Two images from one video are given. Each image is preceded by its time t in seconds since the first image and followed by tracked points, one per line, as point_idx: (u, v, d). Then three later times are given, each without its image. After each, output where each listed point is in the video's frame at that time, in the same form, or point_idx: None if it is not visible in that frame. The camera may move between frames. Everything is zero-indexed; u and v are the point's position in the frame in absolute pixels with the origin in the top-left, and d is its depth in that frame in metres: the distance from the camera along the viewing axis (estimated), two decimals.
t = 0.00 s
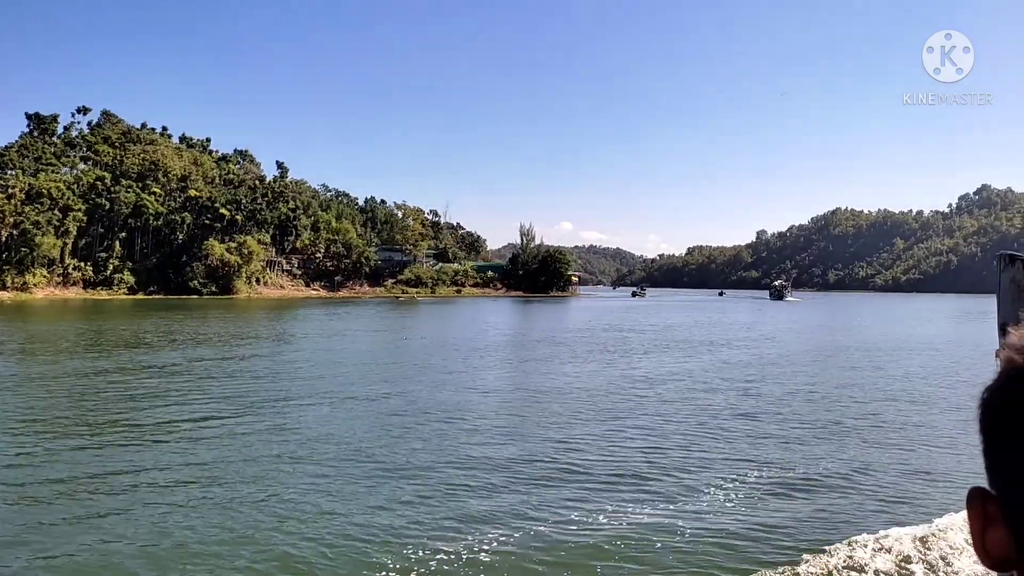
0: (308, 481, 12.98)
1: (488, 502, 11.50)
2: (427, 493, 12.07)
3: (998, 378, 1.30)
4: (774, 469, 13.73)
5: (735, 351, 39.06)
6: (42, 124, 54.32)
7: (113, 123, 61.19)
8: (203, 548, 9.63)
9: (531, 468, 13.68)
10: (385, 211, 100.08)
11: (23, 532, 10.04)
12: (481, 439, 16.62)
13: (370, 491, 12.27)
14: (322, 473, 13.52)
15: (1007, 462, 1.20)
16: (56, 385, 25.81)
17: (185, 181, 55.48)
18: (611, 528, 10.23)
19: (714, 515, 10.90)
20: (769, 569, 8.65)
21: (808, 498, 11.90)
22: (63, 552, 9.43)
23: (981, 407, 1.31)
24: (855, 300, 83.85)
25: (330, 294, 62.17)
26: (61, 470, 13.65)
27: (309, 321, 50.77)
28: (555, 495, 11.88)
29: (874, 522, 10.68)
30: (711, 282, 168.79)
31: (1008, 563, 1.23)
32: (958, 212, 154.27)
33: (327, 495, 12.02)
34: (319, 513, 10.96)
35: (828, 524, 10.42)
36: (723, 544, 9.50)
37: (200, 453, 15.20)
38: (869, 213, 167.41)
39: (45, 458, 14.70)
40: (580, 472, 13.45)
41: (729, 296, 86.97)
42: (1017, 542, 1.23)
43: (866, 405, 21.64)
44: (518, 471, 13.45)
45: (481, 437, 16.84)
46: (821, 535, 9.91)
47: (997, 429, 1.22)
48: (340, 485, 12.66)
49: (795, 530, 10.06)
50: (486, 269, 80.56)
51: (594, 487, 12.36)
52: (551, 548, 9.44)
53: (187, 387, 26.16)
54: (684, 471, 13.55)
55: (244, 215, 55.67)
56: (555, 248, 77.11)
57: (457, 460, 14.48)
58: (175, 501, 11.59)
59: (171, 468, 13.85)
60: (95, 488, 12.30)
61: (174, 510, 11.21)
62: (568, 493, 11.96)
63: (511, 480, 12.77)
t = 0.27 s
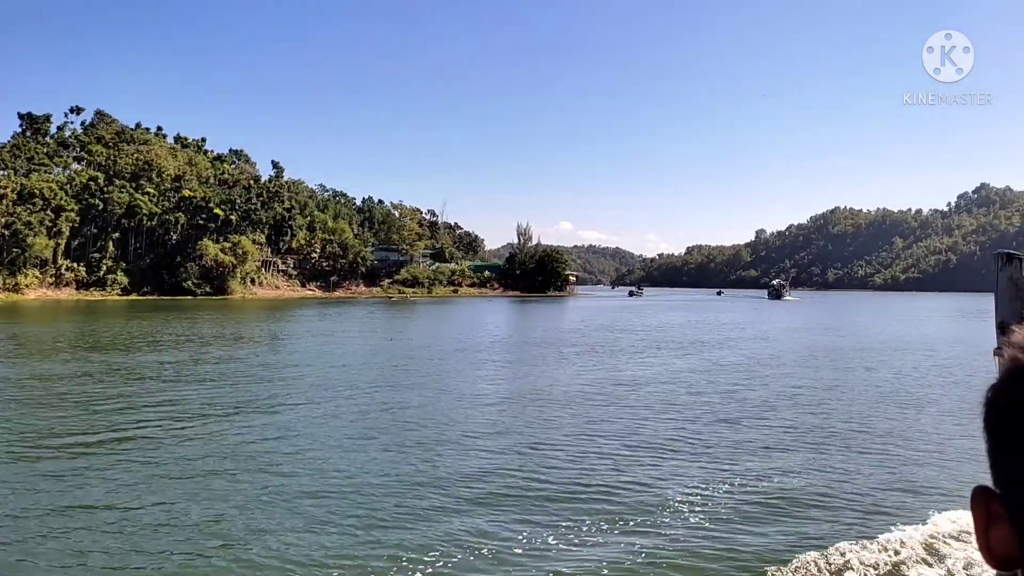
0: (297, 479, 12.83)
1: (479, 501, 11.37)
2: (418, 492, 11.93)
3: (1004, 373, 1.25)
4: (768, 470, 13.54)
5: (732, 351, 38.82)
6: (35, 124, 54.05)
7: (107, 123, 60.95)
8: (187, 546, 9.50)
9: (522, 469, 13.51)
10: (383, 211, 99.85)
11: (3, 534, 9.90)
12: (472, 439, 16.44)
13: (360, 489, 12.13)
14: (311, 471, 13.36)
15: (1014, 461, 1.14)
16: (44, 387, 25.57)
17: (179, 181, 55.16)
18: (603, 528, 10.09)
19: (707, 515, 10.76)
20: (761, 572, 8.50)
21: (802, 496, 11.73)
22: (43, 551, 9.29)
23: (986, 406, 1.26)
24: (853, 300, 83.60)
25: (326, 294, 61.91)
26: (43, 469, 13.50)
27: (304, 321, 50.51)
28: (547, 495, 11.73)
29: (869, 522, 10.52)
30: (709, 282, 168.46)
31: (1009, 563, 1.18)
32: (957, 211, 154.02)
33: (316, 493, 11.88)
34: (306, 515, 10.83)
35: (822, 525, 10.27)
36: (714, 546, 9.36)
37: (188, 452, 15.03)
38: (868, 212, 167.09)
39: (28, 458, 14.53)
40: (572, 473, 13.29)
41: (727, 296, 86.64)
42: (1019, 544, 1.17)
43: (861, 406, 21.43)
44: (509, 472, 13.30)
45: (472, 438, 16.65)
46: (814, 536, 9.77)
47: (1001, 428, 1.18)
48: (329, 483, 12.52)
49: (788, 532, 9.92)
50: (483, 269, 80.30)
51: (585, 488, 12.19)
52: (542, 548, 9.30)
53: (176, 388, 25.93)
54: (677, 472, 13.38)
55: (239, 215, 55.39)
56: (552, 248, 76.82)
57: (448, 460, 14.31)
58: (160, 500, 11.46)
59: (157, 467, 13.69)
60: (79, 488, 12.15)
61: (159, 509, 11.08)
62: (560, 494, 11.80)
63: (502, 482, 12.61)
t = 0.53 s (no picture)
0: (288, 471, 12.68)
1: (474, 487, 11.23)
2: (413, 478, 11.81)
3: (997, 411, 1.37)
4: (765, 462, 13.40)
5: (729, 350, 38.60)
6: (28, 125, 53.78)
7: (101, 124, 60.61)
8: (176, 530, 9.35)
9: (517, 458, 13.37)
10: (380, 212, 99.58)
11: None
12: (466, 435, 16.29)
13: (353, 477, 11.99)
14: (301, 463, 13.20)
15: (1013, 459, 1.24)
16: (33, 388, 25.37)
17: (173, 182, 54.89)
18: (602, 511, 9.96)
19: (705, 502, 10.63)
20: (761, 559, 8.37)
21: (800, 488, 11.61)
22: (29, 535, 9.17)
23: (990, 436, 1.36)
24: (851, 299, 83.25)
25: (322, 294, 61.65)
26: (30, 464, 13.38)
27: (299, 321, 50.24)
28: (543, 481, 11.60)
29: (868, 512, 10.39)
30: (708, 281, 167.97)
31: (1013, 561, 1.28)
32: (956, 209, 153.63)
33: (309, 481, 11.73)
34: (299, 499, 10.74)
35: (820, 516, 10.15)
36: (713, 533, 9.24)
37: (175, 450, 14.84)
38: (867, 211, 166.64)
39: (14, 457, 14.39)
40: (567, 463, 13.15)
41: (725, 295, 86.39)
42: (1020, 541, 1.28)
43: (859, 401, 21.27)
44: (504, 461, 13.15)
45: (466, 433, 16.51)
46: (813, 525, 9.64)
47: (1003, 426, 1.29)
48: (321, 472, 12.37)
49: (787, 520, 9.79)
50: (480, 269, 80.02)
51: (582, 476, 12.05)
52: (540, 531, 9.17)
53: (166, 389, 25.74)
54: (673, 463, 13.24)
55: (233, 215, 55.07)
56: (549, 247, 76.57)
57: (442, 452, 14.19)
58: (148, 489, 11.29)
59: (144, 462, 13.49)
60: (64, 483, 11.96)
61: (148, 498, 10.92)
62: (556, 480, 11.67)
63: (497, 470, 12.46)
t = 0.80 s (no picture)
0: (277, 470, 12.58)
1: (467, 495, 11.19)
2: (405, 484, 11.74)
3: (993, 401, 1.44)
4: (758, 467, 13.31)
5: (726, 351, 38.37)
6: (21, 124, 53.42)
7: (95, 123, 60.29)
8: (162, 532, 9.24)
9: (510, 465, 13.31)
10: (377, 211, 99.23)
11: None
12: (459, 438, 16.19)
13: (344, 480, 11.92)
14: (292, 463, 13.08)
15: (1014, 459, 1.29)
16: (21, 389, 25.09)
17: (167, 181, 54.57)
18: (594, 522, 9.94)
19: (697, 510, 10.58)
20: (753, 570, 8.32)
21: (793, 494, 11.56)
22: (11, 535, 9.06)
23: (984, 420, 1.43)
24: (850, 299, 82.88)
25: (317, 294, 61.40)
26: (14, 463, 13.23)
27: (294, 321, 50.03)
28: (536, 490, 11.54)
29: (862, 521, 10.35)
30: (707, 281, 167.54)
31: (1010, 558, 1.35)
32: (956, 208, 153.13)
33: (300, 483, 11.66)
34: (286, 501, 10.64)
35: (813, 524, 10.10)
36: (701, 543, 9.16)
37: (162, 450, 14.67)
38: (866, 210, 166.14)
39: None
40: (560, 470, 13.06)
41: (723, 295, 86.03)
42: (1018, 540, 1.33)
43: (856, 403, 21.09)
44: (497, 468, 13.08)
45: (459, 436, 16.40)
46: (805, 536, 9.61)
47: (998, 426, 1.34)
48: (312, 474, 12.26)
49: (780, 531, 9.73)
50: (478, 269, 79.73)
51: (575, 485, 12.01)
52: (532, 540, 9.14)
53: (155, 389, 25.48)
54: (665, 469, 13.15)
55: (228, 215, 54.76)
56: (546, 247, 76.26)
57: (434, 456, 14.10)
58: (135, 490, 11.16)
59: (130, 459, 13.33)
60: (47, 480, 11.79)
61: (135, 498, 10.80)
62: (548, 491, 11.61)
63: (490, 477, 12.41)
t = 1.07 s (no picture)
0: (255, 489, 12.35)
1: (447, 505, 10.96)
2: (384, 497, 11.51)
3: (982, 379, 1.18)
4: (749, 466, 13.03)
5: (722, 351, 38.02)
6: (13, 123, 53.06)
7: (89, 123, 59.98)
8: (130, 564, 9.03)
9: (495, 467, 13.04)
10: (374, 210, 98.99)
11: None
12: (446, 439, 15.90)
13: (323, 497, 11.68)
14: (269, 480, 12.84)
15: (1011, 457, 1.03)
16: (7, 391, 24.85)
17: (161, 180, 54.24)
18: (576, 530, 9.72)
19: (683, 514, 10.36)
20: None
21: (784, 494, 11.28)
22: None
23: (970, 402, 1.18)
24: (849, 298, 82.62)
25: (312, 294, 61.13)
26: None
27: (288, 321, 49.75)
28: (517, 495, 11.33)
29: (853, 522, 10.10)
30: (707, 280, 167.36)
31: (1001, 557, 1.09)
32: (955, 208, 152.83)
33: (278, 502, 11.44)
34: (261, 521, 10.42)
35: (803, 526, 9.84)
36: (682, 552, 8.95)
37: (140, 459, 14.40)
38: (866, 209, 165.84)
39: None
40: (546, 471, 12.78)
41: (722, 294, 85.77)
42: (1009, 539, 1.08)
43: (852, 404, 20.77)
44: (482, 471, 12.81)
45: (445, 437, 16.12)
46: (793, 538, 9.36)
47: (987, 420, 1.07)
48: (290, 491, 12.03)
49: (768, 533, 9.48)
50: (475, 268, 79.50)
51: (560, 486, 11.75)
52: (511, 556, 8.92)
53: (142, 390, 25.24)
54: (654, 470, 12.87)
55: (222, 214, 54.45)
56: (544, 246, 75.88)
57: (418, 461, 13.84)
58: (106, 512, 10.90)
59: (106, 476, 13.08)
60: (17, 501, 11.51)
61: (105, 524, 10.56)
62: (533, 494, 11.36)
63: (474, 481, 12.15)
